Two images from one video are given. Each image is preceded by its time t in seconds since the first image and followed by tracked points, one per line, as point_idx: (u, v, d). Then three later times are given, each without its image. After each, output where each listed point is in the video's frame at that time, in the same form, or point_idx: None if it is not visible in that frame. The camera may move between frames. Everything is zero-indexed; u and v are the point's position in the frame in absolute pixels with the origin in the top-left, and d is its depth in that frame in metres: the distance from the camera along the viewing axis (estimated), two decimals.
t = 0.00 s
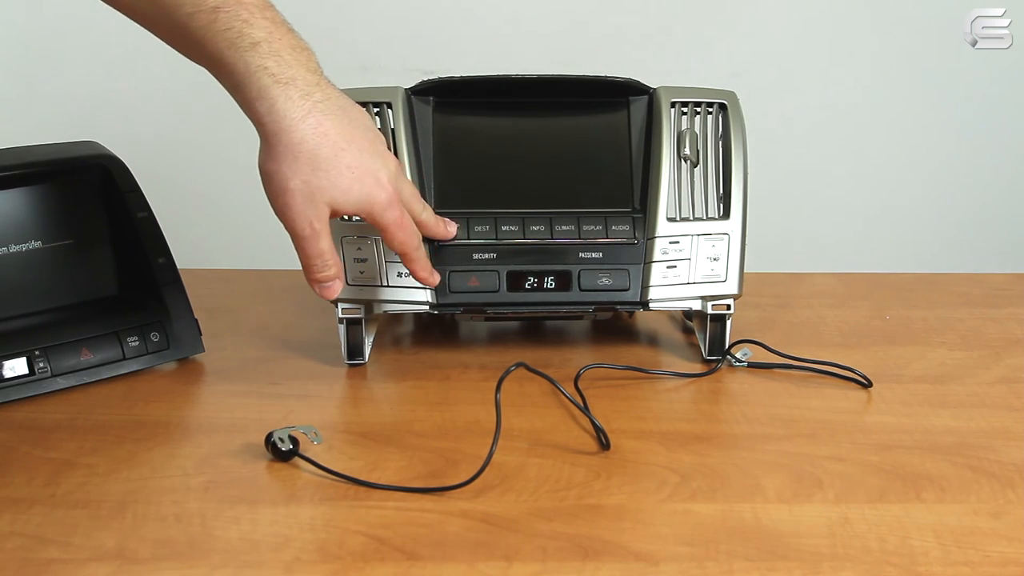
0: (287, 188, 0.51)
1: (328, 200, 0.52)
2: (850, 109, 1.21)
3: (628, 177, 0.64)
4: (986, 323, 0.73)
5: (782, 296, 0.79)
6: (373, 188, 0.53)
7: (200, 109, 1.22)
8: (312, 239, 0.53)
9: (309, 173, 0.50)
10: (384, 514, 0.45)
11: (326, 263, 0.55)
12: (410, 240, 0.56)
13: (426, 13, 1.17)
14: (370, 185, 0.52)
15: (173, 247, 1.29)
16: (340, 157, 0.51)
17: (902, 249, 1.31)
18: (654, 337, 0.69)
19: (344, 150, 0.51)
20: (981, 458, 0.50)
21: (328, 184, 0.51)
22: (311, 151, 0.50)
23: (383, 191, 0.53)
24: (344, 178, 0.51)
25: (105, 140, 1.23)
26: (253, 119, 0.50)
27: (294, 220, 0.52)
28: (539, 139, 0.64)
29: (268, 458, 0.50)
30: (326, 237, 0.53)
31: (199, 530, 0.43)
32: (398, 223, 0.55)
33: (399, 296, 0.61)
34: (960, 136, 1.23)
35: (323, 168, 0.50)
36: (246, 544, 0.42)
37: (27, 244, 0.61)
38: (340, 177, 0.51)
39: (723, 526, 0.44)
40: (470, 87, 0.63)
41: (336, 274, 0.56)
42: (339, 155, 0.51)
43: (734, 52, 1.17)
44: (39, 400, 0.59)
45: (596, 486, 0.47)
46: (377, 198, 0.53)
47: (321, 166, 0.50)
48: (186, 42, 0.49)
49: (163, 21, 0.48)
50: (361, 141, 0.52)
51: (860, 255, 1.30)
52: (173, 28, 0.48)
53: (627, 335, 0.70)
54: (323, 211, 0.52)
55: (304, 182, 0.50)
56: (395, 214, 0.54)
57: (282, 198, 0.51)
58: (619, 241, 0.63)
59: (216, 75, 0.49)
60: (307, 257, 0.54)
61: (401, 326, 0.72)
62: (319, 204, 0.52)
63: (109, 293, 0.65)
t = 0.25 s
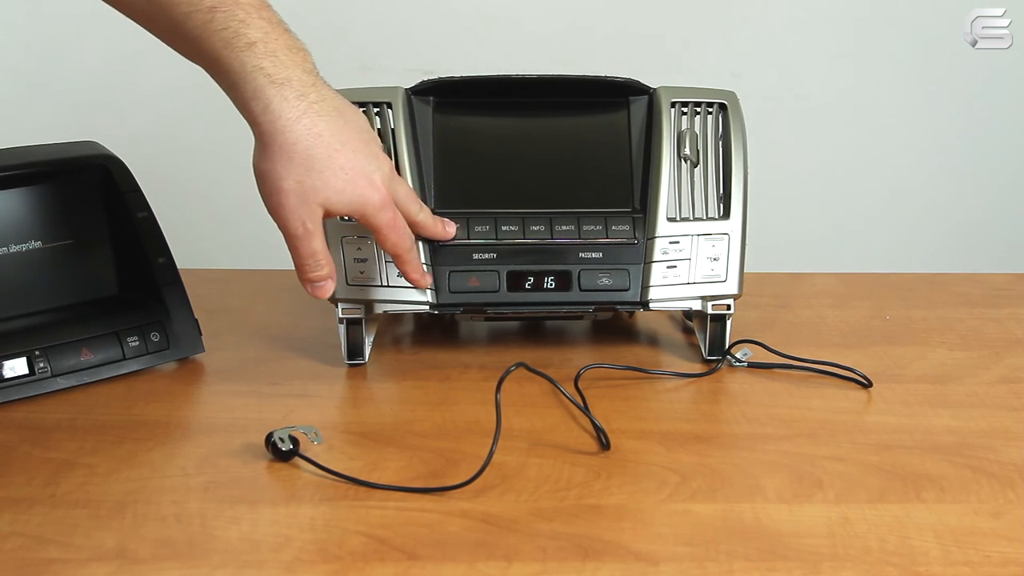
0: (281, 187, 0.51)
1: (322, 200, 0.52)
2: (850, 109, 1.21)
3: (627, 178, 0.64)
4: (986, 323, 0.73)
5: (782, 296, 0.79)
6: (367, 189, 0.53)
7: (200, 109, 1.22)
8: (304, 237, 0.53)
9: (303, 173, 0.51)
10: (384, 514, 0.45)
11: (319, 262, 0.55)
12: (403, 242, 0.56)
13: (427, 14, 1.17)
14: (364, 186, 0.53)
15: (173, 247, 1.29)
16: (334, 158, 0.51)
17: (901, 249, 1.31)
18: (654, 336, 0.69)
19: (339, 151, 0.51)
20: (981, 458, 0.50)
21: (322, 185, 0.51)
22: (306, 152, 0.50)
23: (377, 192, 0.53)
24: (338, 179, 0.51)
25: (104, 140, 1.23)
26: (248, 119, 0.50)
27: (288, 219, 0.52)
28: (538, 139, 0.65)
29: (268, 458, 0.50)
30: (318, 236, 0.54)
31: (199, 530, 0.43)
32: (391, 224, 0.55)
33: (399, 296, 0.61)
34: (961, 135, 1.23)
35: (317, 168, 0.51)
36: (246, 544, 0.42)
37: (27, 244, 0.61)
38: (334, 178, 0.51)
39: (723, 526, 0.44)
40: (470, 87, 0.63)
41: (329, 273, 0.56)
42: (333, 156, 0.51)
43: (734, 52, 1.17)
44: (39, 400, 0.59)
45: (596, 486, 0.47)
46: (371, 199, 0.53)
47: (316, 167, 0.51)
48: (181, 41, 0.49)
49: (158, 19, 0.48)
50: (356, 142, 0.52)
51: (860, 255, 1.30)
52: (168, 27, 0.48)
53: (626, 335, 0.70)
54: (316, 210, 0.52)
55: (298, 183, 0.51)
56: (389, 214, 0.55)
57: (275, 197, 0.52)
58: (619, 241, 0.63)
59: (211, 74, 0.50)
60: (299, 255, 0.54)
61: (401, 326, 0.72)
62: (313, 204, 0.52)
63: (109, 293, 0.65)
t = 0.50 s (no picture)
0: (284, 183, 0.51)
1: (325, 195, 0.52)
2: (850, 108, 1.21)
3: (627, 178, 0.64)
4: (985, 323, 0.73)
5: (782, 297, 0.79)
6: (370, 185, 0.53)
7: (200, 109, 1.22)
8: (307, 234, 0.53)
9: (307, 169, 0.50)
10: (384, 514, 0.45)
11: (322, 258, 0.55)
12: (405, 238, 0.56)
13: (427, 14, 1.17)
14: (368, 182, 0.53)
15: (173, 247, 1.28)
16: (338, 154, 0.51)
17: (902, 249, 1.31)
18: (654, 336, 0.69)
19: (342, 147, 0.51)
20: (981, 458, 0.50)
21: (325, 180, 0.51)
22: (309, 147, 0.50)
23: (380, 188, 0.53)
24: (342, 175, 0.51)
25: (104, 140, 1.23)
26: (252, 114, 0.50)
27: (291, 216, 0.52)
28: (538, 140, 0.65)
29: (268, 458, 0.50)
30: (321, 232, 0.53)
31: (199, 530, 0.43)
32: (393, 221, 0.55)
33: (399, 296, 0.61)
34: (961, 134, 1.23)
35: (320, 164, 0.51)
36: (246, 544, 0.42)
37: (27, 244, 0.61)
38: (337, 174, 0.51)
39: (723, 526, 0.44)
40: (470, 87, 0.64)
41: (331, 270, 0.55)
42: (336, 152, 0.51)
43: (735, 51, 1.17)
44: (39, 400, 0.59)
45: (596, 486, 0.47)
46: (374, 195, 0.53)
47: (319, 162, 0.50)
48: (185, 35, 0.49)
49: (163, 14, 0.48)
50: (359, 138, 0.52)
51: (860, 256, 1.30)
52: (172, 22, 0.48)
53: (626, 335, 0.70)
54: (319, 207, 0.52)
55: (301, 178, 0.51)
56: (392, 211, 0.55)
57: (278, 192, 0.51)
58: (619, 240, 0.63)
59: (215, 69, 0.49)
60: (302, 251, 0.54)
61: (401, 326, 0.72)
62: (316, 200, 0.52)
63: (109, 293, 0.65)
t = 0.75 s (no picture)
0: (286, 188, 0.51)
1: (327, 200, 0.51)
2: (851, 108, 1.21)
3: (627, 178, 0.64)
4: (986, 323, 0.73)
5: (782, 297, 0.79)
6: (373, 190, 0.52)
7: (201, 110, 1.22)
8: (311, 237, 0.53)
9: (308, 174, 0.50)
10: (384, 514, 0.45)
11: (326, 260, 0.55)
12: (410, 240, 0.56)
13: (427, 14, 1.17)
14: (371, 187, 0.52)
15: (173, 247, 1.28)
16: (340, 159, 0.50)
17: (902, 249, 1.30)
18: (654, 337, 0.69)
19: (344, 152, 0.50)
20: (981, 458, 0.50)
21: (327, 185, 0.51)
22: (311, 153, 0.50)
23: (382, 192, 0.53)
24: (344, 180, 0.51)
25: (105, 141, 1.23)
26: (255, 118, 0.50)
27: (294, 219, 0.52)
28: (539, 140, 0.65)
29: (268, 458, 0.50)
30: (325, 235, 0.53)
31: (199, 530, 0.43)
32: (398, 225, 0.55)
33: (399, 297, 0.61)
34: (962, 134, 1.23)
35: (322, 169, 0.50)
36: (246, 544, 0.42)
37: (27, 244, 0.61)
38: (340, 178, 0.51)
39: (723, 526, 0.44)
40: (470, 87, 0.64)
41: (337, 271, 0.55)
42: (338, 157, 0.50)
43: (735, 52, 1.17)
44: (39, 400, 0.59)
45: (596, 486, 0.47)
46: (376, 200, 0.53)
47: (320, 167, 0.50)
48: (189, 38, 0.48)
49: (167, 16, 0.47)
50: (362, 143, 0.52)
51: (860, 255, 1.30)
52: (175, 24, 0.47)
53: (626, 336, 0.70)
54: (322, 211, 0.52)
55: (303, 183, 0.50)
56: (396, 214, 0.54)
57: (282, 196, 0.51)
58: (619, 241, 0.63)
59: (219, 72, 0.49)
60: (306, 254, 0.54)
61: (401, 326, 0.72)
62: (319, 205, 0.51)
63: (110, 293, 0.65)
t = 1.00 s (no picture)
0: (357, 185, 0.48)
1: (401, 193, 0.48)
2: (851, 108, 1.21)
3: (627, 178, 0.64)
4: (985, 323, 0.73)
5: (782, 297, 0.79)
6: (444, 178, 0.49)
7: (200, 110, 1.22)
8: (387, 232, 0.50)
9: (378, 169, 0.47)
10: (384, 514, 0.45)
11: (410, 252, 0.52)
12: (486, 224, 0.53)
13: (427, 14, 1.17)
14: (443, 174, 0.49)
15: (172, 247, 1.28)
16: (409, 151, 0.47)
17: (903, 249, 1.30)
18: (654, 337, 0.69)
19: (413, 143, 0.47)
20: (981, 458, 0.50)
21: (398, 179, 0.48)
22: (380, 148, 0.47)
23: (455, 179, 0.50)
24: (415, 171, 0.48)
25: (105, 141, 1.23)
26: (320, 118, 0.47)
27: (368, 216, 0.49)
28: (538, 140, 0.65)
29: (268, 458, 0.50)
30: (402, 228, 0.50)
31: (199, 530, 0.43)
32: (474, 209, 0.51)
33: (400, 296, 0.61)
34: (962, 134, 1.23)
35: (392, 163, 0.47)
36: (246, 544, 0.42)
37: (27, 244, 0.61)
38: (410, 170, 0.48)
39: (723, 526, 0.44)
40: (470, 87, 0.63)
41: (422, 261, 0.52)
42: (405, 149, 0.47)
43: (735, 52, 1.17)
44: (39, 401, 0.59)
45: (596, 486, 0.47)
46: (449, 188, 0.49)
47: (389, 161, 0.47)
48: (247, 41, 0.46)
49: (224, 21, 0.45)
50: (430, 131, 0.48)
51: (860, 256, 1.30)
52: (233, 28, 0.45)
53: (626, 336, 0.70)
54: (395, 205, 0.49)
55: (374, 180, 0.48)
56: (471, 199, 0.51)
57: (353, 193, 0.49)
58: (619, 241, 0.63)
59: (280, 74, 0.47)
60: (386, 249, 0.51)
61: (401, 326, 0.72)
62: (391, 199, 0.48)
63: (110, 294, 0.65)
